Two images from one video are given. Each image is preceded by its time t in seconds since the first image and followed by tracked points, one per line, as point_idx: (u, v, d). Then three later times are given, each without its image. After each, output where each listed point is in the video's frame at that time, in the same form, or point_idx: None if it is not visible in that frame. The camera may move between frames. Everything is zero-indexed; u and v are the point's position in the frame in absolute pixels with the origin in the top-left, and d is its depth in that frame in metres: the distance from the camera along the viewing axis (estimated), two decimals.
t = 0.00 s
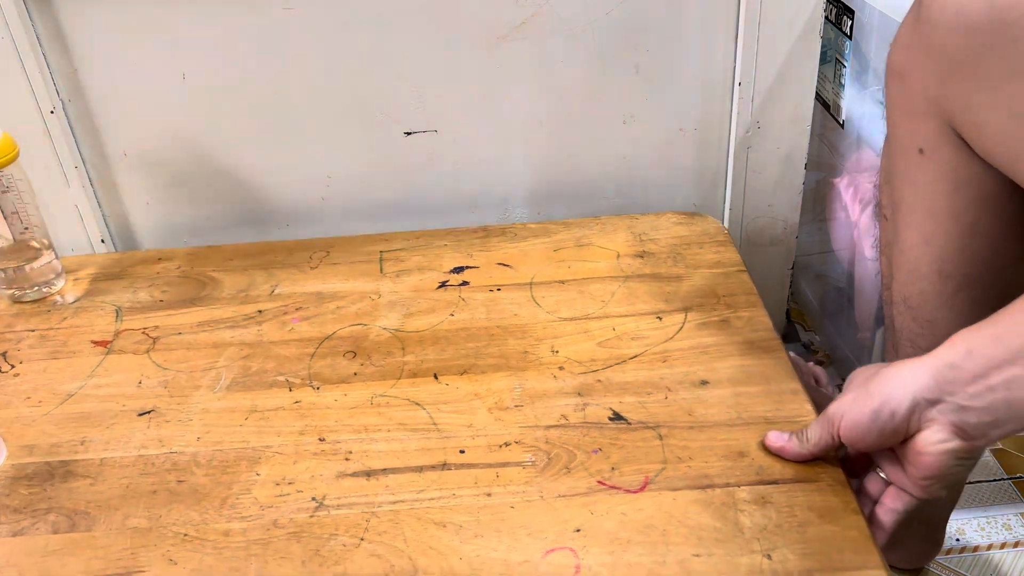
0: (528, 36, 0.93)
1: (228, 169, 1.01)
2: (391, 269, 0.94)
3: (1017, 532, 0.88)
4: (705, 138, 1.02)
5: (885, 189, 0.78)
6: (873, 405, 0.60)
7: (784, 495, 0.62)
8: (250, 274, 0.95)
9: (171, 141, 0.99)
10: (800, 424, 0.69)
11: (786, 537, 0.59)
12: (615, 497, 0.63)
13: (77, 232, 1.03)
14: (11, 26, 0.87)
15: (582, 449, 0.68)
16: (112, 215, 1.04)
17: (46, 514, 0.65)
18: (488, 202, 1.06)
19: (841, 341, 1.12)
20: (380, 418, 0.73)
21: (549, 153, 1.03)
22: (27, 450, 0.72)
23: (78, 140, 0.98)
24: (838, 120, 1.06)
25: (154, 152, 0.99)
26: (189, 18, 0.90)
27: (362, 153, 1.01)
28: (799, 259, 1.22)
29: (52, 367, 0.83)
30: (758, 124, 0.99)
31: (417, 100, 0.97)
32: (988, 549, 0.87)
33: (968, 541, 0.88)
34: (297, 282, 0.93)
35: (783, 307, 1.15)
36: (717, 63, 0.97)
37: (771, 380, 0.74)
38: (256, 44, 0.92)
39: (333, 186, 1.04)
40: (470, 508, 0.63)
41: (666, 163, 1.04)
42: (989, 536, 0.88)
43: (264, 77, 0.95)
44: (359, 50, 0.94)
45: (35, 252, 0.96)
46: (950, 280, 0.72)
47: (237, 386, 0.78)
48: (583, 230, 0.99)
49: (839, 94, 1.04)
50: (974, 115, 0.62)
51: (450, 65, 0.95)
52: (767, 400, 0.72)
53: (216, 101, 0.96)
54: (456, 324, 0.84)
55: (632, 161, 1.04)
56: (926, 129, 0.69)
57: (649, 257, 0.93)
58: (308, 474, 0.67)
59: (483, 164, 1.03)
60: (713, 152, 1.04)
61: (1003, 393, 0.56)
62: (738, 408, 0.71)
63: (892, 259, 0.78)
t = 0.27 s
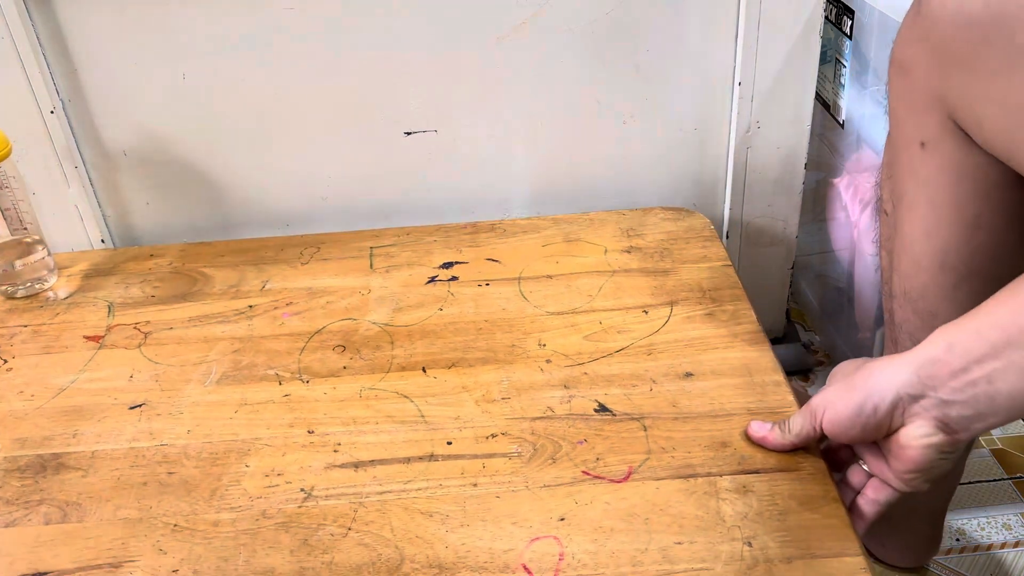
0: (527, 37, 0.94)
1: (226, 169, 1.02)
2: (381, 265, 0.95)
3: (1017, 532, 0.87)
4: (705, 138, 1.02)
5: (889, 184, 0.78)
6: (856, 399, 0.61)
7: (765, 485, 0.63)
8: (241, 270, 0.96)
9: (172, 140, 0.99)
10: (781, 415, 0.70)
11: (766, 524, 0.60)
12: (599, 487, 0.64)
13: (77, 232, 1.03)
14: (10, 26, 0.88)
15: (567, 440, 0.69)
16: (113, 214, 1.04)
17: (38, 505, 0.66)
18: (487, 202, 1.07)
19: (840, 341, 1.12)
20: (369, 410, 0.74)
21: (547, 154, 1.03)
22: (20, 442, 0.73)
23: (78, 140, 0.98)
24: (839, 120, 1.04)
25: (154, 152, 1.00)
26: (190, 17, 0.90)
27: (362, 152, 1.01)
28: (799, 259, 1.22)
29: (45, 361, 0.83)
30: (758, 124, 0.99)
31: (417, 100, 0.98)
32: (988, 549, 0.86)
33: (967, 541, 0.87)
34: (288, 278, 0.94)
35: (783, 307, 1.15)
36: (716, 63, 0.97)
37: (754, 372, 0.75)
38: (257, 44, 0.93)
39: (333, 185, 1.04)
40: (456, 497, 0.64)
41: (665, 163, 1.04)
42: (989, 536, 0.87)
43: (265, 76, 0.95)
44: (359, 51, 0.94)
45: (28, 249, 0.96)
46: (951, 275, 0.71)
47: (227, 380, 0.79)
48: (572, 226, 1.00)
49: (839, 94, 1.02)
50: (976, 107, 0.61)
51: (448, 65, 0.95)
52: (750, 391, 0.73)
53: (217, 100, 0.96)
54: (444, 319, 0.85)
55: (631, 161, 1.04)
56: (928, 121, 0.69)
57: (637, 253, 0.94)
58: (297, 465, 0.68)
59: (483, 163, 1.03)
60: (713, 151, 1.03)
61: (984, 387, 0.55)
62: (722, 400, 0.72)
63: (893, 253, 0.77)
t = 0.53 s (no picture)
0: (528, 36, 0.94)
1: (226, 169, 1.02)
2: (381, 265, 0.95)
3: (1017, 532, 0.87)
4: (705, 138, 1.02)
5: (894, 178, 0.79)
6: (888, 376, 0.58)
7: (765, 485, 0.63)
8: (241, 270, 0.96)
9: (172, 140, 0.99)
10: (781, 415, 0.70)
11: (767, 524, 0.60)
12: (599, 487, 0.64)
13: (77, 232, 1.03)
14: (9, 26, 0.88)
15: (567, 440, 0.69)
16: (113, 214, 1.04)
17: (38, 505, 0.66)
18: (488, 202, 1.07)
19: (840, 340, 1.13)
20: (369, 410, 0.74)
21: (548, 154, 1.03)
22: (20, 442, 0.73)
23: (78, 140, 0.98)
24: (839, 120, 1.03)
25: (154, 152, 1.00)
26: (189, 16, 0.90)
27: (362, 151, 1.01)
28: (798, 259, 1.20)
29: (45, 361, 0.83)
30: (758, 124, 0.99)
31: (418, 99, 0.98)
32: (988, 549, 0.86)
33: (967, 541, 0.87)
34: (288, 278, 0.94)
35: (783, 307, 1.15)
36: (716, 62, 0.97)
37: (754, 372, 0.75)
38: (257, 43, 0.93)
39: (333, 184, 1.04)
40: (456, 498, 0.64)
41: (665, 163, 1.04)
42: (989, 535, 0.87)
43: (266, 76, 0.95)
44: (359, 51, 0.94)
45: (28, 248, 0.96)
46: (959, 266, 0.72)
47: (227, 380, 0.79)
48: (572, 226, 1.00)
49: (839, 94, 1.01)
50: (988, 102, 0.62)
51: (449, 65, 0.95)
52: (750, 391, 0.73)
53: (218, 100, 0.96)
54: (444, 319, 0.85)
55: (631, 160, 1.04)
56: (937, 116, 0.69)
57: (637, 252, 0.94)
58: (297, 465, 0.68)
59: (483, 163, 1.03)
60: (712, 151, 1.03)
61: None
62: (721, 399, 0.72)
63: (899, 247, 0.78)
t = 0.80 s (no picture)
0: (527, 36, 0.94)
1: (227, 169, 1.02)
2: (381, 265, 0.95)
3: (1017, 532, 0.87)
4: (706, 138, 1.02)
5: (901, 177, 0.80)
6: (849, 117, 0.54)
7: (765, 485, 0.63)
8: (241, 270, 0.96)
9: (172, 140, 0.99)
10: (781, 415, 0.70)
11: (766, 524, 0.60)
12: (599, 486, 0.64)
13: (78, 232, 1.03)
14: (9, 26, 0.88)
15: (567, 440, 0.69)
16: (113, 214, 1.04)
17: (38, 505, 0.66)
18: (488, 203, 1.07)
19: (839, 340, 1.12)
20: (369, 410, 0.74)
21: (548, 154, 1.03)
22: (19, 443, 0.73)
23: (78, 140, 0.98)
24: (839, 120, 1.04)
25: (155, 152, 1.00)
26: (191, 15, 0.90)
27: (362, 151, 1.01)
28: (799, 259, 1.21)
29: (45, 361, 0.83)
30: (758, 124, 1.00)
31: (420, 99, 0.98)
32: (988, 549, 0.86)
33: (967, 541, 0.87)
34: (288, 278, 0.94)
35: (783, 307, 1.15)
36: (716, 62, 0.97)
37: (754, 372, 0.75)
38: (258, 44, 0.93)
39: (334, 184, 1.04)
40: (456, 498, 0.64)
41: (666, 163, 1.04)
42: (989, 536, 0.87)
43: (266, 76, 0.95)
44: (359, 51, 0.94)
45: (28, 249, 0.96)
46: (963, 265, 0.72)
47: (227, 380, 0.79)
48: (573, 226, 1.00)
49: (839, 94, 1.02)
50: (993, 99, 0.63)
51: (449, 65, 0.95)
52: (750, 391, 0.73)
53: (218, 100, 0.96)
54: (444, 319, 0.85)
55: (631, 161, 1.04)
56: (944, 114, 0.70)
57: (637, 253, 0.94)
58: (297, 465, 0.68)
59: (484, 163, 1.03)
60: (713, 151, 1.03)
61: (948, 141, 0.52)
62: (721, 399, 0.72)
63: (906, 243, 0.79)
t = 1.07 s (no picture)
0: (527, 36, 0.94)
1: (226, 169, 1.02)
2: (381, 265, 0.95)
3: (1017, 532, 0.87)
4: (706, 138, 1.02)
5: (892, 184, 0.79)
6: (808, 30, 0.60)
7: (765, 485, 0.63)
8: (241, 270, 0.96)
9: (172, 140, 0.99)
10: (781, 415, 0.70)
11: (766, 524, 0.60)
12: (599, 486, 0.64)
13: (78, 232, 1.03)
14: (10, 26, 0.88)
15: (567, 440, 0.69)
16: (113, 214, 1.04)
17: (38, 505, 0.66)
18: (488, 203, 1.07)
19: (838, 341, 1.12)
20: (369, 410, 0.74)
21: (548, 154, 1.03)
22: (19, 443, 0.73)
23: (78, 140, 0.98)
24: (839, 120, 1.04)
25: (154, 152, 1.00)
26: (189, 15, 0.90)
27: (362, 151, 1.01)
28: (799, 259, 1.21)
29: (45, 361, 0.83)
30: (758, 124, 0.99)
31: (419, 100, 0.98)
32: (988, 549, 0.86)
33: (967, 541, 0.87)
34: (288, 278, 0.94)
35: (782, 307, 1.15)
36: (717, 63, 0.97)
37: (754, 372, 0.75)
38: (257, 43, 0.93)
39: (334, 185, 1.04)
40: (456, 497, 0.64)
41: (665, 163, 1.04)
42: (989, 535, 0.87)
43: (266, 76, 0.95)
44: (359, 51, 0.94)
45: (28, 249, 0.96)
46: (954, 273, 0.72)
47: (227, 380, 0.79)
48: (573, 226, 1.00)
49: (839, 94, 1.02)
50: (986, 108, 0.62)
51: (448, 65, 0.95)
52: (750, 391, 0.73)
53: (217, 100, 0.96)
54: (444, 319, 0.85)
55: (631, 161, 1.04)
56: (935, 122, 0.69)
57: (637, 252, 0.94)
58: (297, 465, 0.68)
59: (483, 163, 1.03)
60: (712, 151, 1.03)
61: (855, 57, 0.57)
62: (721, 399, 0.72)
63: (895, 252, 0.79)
